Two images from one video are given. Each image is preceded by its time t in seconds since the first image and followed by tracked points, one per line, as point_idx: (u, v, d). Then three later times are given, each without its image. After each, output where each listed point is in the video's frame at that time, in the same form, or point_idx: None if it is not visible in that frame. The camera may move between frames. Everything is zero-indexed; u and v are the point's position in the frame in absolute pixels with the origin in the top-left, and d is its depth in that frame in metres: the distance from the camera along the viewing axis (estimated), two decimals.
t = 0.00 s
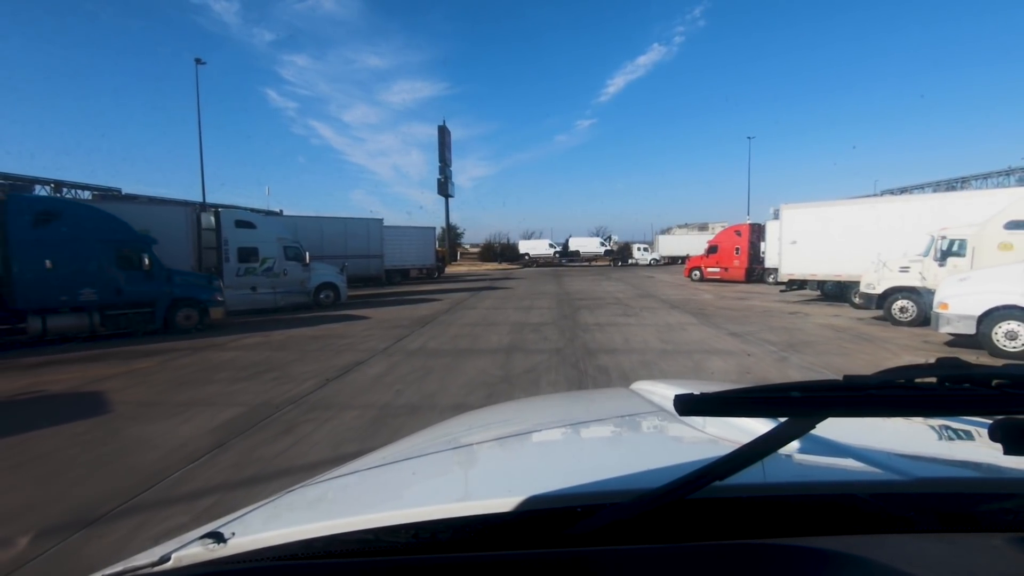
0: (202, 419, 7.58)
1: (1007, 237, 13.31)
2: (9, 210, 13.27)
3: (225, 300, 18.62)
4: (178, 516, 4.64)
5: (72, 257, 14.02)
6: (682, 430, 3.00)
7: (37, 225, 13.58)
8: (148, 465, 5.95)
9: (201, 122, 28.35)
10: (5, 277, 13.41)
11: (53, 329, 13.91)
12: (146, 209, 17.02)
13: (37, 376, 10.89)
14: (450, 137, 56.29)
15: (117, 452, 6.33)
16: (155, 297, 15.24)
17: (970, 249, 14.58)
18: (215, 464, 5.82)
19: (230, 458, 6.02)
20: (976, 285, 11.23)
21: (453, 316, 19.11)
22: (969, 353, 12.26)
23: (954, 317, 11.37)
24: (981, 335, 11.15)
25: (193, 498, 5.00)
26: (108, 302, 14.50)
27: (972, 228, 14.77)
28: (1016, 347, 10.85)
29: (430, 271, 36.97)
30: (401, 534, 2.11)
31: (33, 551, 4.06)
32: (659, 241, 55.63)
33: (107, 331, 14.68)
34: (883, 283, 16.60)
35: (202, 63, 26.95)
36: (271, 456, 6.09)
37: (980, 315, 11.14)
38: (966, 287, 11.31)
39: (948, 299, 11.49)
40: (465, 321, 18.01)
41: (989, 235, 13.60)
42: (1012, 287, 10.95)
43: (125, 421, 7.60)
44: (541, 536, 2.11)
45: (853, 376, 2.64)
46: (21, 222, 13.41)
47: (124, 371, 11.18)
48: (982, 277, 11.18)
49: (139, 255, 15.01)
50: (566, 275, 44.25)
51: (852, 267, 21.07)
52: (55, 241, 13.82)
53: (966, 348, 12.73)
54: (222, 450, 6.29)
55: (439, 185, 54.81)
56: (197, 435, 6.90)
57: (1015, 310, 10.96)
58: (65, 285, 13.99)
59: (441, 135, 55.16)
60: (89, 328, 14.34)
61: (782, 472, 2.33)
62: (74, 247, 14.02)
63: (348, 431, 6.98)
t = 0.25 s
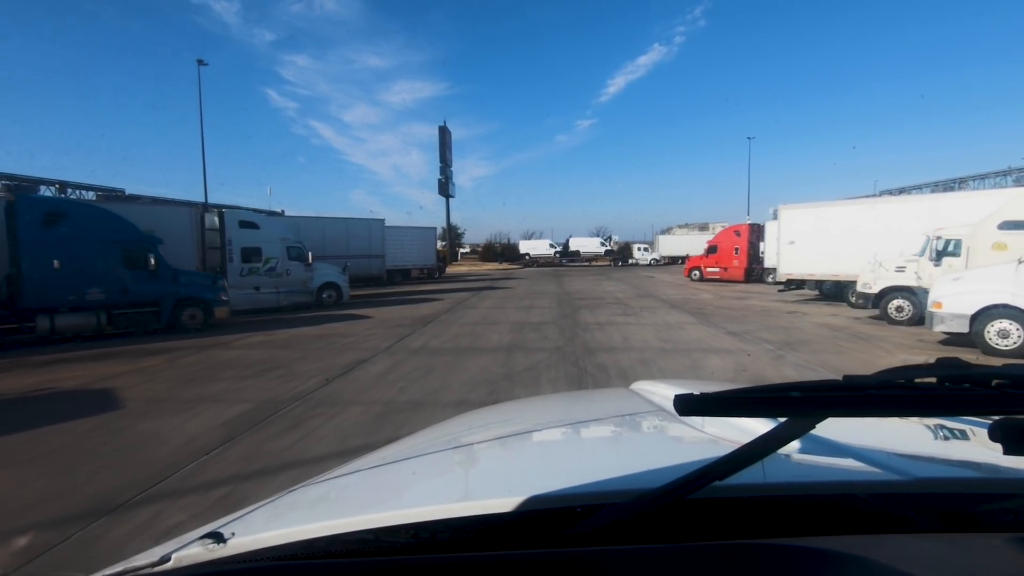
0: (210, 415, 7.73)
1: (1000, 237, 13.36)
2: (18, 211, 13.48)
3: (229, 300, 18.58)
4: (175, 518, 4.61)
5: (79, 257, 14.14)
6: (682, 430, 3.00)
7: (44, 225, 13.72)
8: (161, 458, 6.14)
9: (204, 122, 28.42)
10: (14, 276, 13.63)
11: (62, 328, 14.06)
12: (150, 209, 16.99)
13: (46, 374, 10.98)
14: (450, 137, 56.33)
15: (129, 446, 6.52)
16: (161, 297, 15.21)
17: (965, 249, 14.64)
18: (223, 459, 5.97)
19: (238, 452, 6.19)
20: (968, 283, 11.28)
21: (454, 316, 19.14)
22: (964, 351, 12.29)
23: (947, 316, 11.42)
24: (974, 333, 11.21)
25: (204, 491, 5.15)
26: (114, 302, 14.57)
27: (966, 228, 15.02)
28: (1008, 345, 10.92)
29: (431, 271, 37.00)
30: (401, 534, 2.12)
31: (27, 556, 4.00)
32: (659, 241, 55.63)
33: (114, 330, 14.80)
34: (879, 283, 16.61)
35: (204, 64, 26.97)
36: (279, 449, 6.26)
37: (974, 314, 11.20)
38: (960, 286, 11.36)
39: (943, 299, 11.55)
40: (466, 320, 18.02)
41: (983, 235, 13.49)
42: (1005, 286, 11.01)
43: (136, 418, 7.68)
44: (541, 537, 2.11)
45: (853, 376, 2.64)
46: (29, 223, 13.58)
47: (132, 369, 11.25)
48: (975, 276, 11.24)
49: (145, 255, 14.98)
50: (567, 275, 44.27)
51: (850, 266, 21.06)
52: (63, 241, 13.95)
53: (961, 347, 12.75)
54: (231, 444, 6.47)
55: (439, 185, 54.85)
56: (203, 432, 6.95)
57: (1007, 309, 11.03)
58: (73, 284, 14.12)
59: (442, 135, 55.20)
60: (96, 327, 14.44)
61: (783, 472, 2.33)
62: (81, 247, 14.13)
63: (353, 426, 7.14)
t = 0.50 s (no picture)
0: (218, 410, 7.85)
1: (994, 238, 13.40)
2: (26, 211, 13.48)
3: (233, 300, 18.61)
4: (174, 517, 4.63)
5: (86, 257, 14.15)
6: (682, 429, 3.00)
7: (51, 226, 13.70)
8: (175, 451, 6.35)
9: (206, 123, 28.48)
10: (22, 277, 13.65)
11: (70, 327, 14.13)
12: (156, 209, 17.13)
13: (54, 372, 11.05)
14: (451, 137, 56.39)
15: (141, 440, 6.70)
16: (166, 296, 15.27)
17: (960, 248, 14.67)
18: (233, 453, 6.14)
19: (247, 446, 6.39)
20: (962, 283, 11.39)
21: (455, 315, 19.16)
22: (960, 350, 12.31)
23: (941, 315, 11.63)
24: (967, 331, 11.35)
25: (215, 482, 5.36)
26: (120, 302, 14.63)
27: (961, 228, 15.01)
28: (1000, 344, 11.04)
29: (432, 271, 37.02)
30: (400, 533, 2.12)
31: (25, 557, 4.00)
32: (659, 241, 55.63)
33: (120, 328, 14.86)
34: (875, 282, 16.63)
35: (205, 65, 27.03)
36: (287, 444, 6.45)
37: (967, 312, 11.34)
38: (953, 285, 11.49)
39: (937, 297, 11.71)
40: (467, 320, 18.03)
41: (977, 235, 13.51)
42: (997, 286, 11.10)
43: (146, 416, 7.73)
44: (540, 537, 2.11)
45: (853, 376, 2.64)
46: (37, 223, 13.56)
47: (139, 367, 11.30)
48: (969, 276, 11.33)
49: (151, 255, 15.05)
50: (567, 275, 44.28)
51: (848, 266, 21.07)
52: (70, 241, 13.94)
53: (956, 346, 12.77)
54: (240, 438, 6.67)
55: (440, 185, 54.89)
56: (209, 430, 7.00)
57: (999, 309, 11.14)
58: (80, 284, 14.13)
59: (442, 136, 55.26)
60: (103, 326, 14.53)
61: (782, 472, 2.33)
62: (89, 247, 14.14)
63: (358, 422, 7.30)
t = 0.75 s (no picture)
0: (224, 408, 7.91)
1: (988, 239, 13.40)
2: (35, 212, 13.70)
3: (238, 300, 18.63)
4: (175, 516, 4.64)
5: (93, 257, 14.31)
6: (682, 429, 3.00)
7: (59, 226, 13.89)
8: (185, 445, 6.51)
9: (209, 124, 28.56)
10: (31, 276, 13.85)
11: (77, 326, 14.23)
12: (161, 210, 17.15)
13: (65, 370, 11.15)
14: (451, 138, 56.44)
15: (151, 436, 6.83)
16: (171, 296, 15.32)
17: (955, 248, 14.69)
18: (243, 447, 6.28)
19: (257, 439, 6.56)
20: (955, 282, 11.47)
21: (456, 315, 19.17)
22: (957, 348, 12.31)
23: (935, 314, 11.65)
24: (960, 330, 11.43)
25: (227, 473, 5.53)
26: (126, 301, 14.73)
27: (957, 229, 14.87)
28: (991, 343, 11.11)
29: (433, 271, 37.03)
30: (400, 534, 2.12)
31: (27, 557, 4.00)
32: (659, 241, 55.62)
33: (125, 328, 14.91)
34: (872, 281, 16.64)
35: (208, 66, 27.12)
36: (297, 438, 6.61)
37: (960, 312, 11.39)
38: (946, 284, 11.57)
39: (930, 296, 11.76)
40: (469, 319, 18.03)
41: (971, 236, 13.55)
42: (989, 284, 11.17)
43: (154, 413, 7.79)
44: (540, 537, 2.11)
45: (853, 375, 2.64)
46: (45, 223, 13.78)
47: (146, 365, 11.37)
48: (961, 275, 11.41)
49: (156, 255, 15.14)
50: (568, 275, 44.30)
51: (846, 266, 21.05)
52: (78, 241, 14.12)
53: (952, 345, 12.78)
54: (250, 432, 6.83)
55: (440, 185, 54.92)
56: (216, 427, 7.06)
57: (991, 308, 11.19)
58: (87, 283, 14.29)
59: (443, 136, 55.30)
60: (109, 326, 14.59)
61: (781, 471, 2.33)
62: (95, 248, 14.29)
63: (365, 417, 7.46)
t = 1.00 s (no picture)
0: (228, 406, 7.95)
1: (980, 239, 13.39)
2: (42, 213, 13.81)
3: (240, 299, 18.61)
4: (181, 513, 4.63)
5: (99, 257, 14.38)
6: (682, 430, 3.00)
7: (65, 227, 13.97)
8: (194, 440, 6.62)
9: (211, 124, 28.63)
10: (37, 275, 13.93)
11: (81, 325, 14.36)
12: (164, 211, 17.10)
13: (72, 367, 11.23)
14: (451, 138, 56.45)
15: (156, 432, 6.87)
16: (174, 296, 15.39)
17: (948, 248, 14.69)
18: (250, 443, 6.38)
19: (264, 434, 6.71)
20: (946, 282, 11.58)
21: (457, 314, 19.18)
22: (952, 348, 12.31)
23: (927, 313, 11.79)
24: (951, 330, 11.60)
25: (238, 466, 5.69)
26: (130, 300, 14.81)
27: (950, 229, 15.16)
28: (983, 342, 11.25)
29: (433, 271, 37.05)
30: (401, 534, 2.12)
31: (29, 555, 3.97)
32: (659, 241, 55.62)
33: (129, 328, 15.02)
34: (867, 281, 16.73)
35: (209, 66, 27.21)
36: (303, 432, 6.75)
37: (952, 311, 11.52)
38: (937, 284, 11.70)
39: (923, 296, 11.90)
40: (469, 318, 18.05)
41: (964, 236, 13.57)
42: (979, 284, 11.29)
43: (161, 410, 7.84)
44: (541, 537, 2.11)
45: (853, 375, 2.64)
46: (52, 224, 13.87)
47: (151, 363, 11.42)
48: (952, 275, 11.53)
49: (160, 255, 15.17)
50: (568, 275, 44.29)
51: (844, 266, 21.06)
52: (84, 242, 14.20)
53: (945, 344, 12.83)
54: (257, 427, 6.96)
55: (440, 186, 54.92)
56: (221, 424, 7.11)
57: (981, 307, 11.32)
58: (92, 283, 14.37)
59: (443, 136, 55.30)
60: (113, 325, 14.70)
61: (782, 472, 2.33)
62: (100, 248, 14.35)
63: (370, 413, 7.58)
